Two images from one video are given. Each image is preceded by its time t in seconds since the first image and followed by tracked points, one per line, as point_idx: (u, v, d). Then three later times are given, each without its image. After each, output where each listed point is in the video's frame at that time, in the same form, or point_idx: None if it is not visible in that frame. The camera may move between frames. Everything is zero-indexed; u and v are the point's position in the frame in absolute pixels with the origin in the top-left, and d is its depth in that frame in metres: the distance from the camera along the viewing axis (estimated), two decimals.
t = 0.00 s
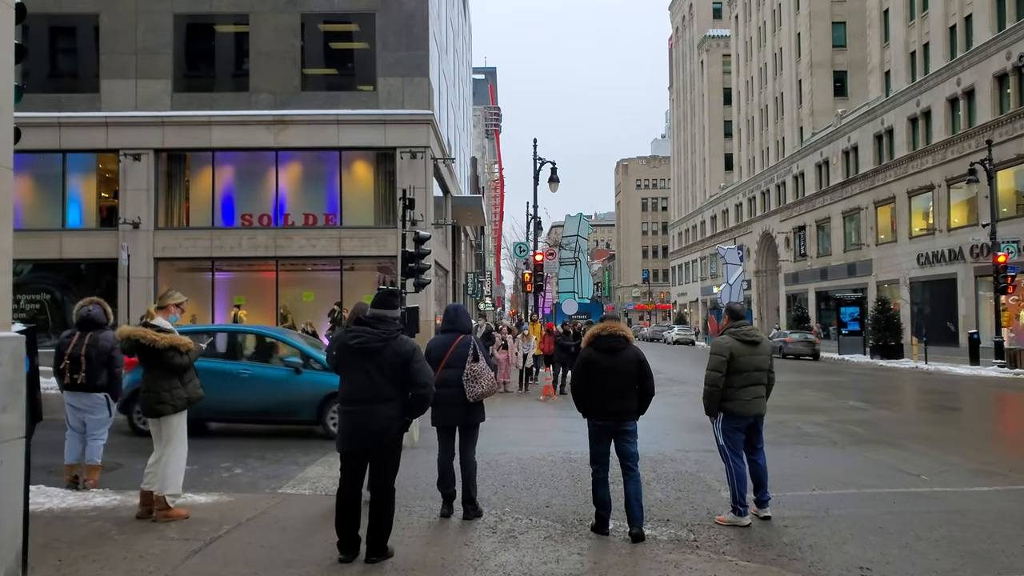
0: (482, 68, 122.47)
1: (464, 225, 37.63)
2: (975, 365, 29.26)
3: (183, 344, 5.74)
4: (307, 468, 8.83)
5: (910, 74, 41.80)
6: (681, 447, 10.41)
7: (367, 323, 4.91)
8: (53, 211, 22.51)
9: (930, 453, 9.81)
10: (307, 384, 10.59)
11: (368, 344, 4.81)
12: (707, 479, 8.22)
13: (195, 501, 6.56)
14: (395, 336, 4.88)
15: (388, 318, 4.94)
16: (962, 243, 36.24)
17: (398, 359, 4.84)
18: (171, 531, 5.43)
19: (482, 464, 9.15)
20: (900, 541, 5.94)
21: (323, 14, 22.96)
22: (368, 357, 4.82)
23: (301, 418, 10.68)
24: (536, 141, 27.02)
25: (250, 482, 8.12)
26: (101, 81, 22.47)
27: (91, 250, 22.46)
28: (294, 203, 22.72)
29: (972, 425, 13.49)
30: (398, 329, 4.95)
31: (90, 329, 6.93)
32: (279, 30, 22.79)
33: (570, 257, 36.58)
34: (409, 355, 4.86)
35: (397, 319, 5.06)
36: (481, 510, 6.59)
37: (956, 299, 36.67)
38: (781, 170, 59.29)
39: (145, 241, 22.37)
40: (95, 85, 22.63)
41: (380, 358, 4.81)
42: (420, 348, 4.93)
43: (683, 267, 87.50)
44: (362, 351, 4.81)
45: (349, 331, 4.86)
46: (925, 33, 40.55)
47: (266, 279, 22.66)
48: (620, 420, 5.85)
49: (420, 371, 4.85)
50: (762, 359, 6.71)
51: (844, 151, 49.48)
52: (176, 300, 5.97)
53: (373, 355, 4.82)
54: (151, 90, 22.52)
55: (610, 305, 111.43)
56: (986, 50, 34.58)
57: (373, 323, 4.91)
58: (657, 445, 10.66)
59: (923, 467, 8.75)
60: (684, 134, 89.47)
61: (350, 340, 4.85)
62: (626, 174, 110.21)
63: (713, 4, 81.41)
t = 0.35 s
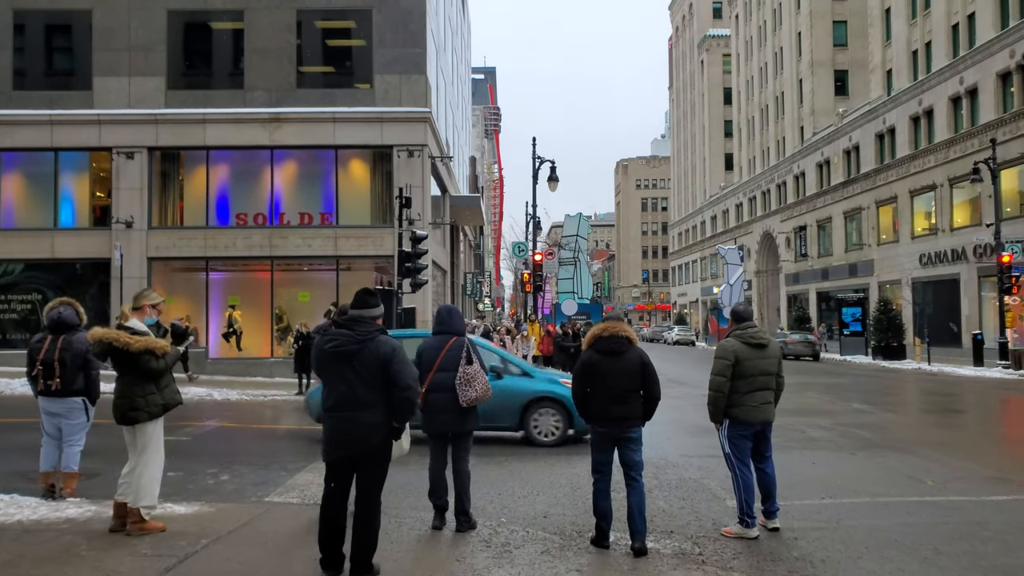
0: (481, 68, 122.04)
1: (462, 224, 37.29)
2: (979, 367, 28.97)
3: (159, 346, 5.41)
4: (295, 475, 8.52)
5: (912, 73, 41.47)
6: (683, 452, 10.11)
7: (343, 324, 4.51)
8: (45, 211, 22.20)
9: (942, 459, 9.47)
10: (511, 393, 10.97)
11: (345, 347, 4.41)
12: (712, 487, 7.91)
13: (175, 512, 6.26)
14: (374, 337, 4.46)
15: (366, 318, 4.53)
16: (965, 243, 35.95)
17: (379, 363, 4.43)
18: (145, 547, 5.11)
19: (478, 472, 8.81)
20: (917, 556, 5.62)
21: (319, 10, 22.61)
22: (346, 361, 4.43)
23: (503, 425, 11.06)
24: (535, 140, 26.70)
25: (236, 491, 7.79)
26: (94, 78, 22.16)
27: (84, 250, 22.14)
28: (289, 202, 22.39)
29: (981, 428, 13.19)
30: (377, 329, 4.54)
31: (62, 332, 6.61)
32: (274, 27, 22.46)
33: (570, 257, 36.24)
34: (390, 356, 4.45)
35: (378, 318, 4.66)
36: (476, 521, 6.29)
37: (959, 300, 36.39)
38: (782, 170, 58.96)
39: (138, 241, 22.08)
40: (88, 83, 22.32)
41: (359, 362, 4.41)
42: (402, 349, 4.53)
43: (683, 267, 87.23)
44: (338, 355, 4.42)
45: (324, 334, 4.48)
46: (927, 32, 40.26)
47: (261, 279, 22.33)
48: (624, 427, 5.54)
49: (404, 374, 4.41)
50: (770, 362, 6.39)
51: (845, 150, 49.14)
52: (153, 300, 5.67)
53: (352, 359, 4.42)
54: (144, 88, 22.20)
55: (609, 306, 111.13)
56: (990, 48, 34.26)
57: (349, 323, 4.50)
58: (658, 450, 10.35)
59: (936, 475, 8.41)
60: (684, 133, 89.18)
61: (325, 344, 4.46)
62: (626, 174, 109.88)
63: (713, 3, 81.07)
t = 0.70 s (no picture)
0: (480, 67, 121.67)
1: (460, 223, 36.96)
2: (982, 367, 28.68)
3: (131, 347, 5.08)
4: (282, 480, 8.22)
5: (914, 71, 41.15)
6: (685, 456, 9.80)
7: (318, 320, 4.20)
8: (37, 209, 21.91)
9: (951, 463, 9.17)
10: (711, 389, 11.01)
11: (319, 346, 4.10)
12: (715, 494, 7.59)
13: (152, 521, 5.95)
14: (350, 334, 4.15)
15: (342, 314, 4.21)
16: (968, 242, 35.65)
17: (357, 362, 4.13)
18: (114, 560, 4.80)
19: (472, 477, 8.51)
20: (934, 569, 5.31)
21: (314, 5, 22.28)
22: (321, 361, 4.12)
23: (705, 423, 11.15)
24: (534, 137, 26.39)
25: (220, 497, 7.49)
26: (86, 74, 21.83)
27: (76, 248, 21.84)
28: (284, 201, 22.12)
29: (990, 430, 12.89)
30: (354, 326, 4.23)
31: (34, 331, 6.29)
32: (269, 22, 22.13)
33: (569, 256, 35.92)
34: (369, 355, 4.14)
35: (356, 314, 4.35)
36: (468, 531, 5.98)
37: (961, 300, 36.09)
38: (782, 169, 58.65)
39: (132, 241, 21.79)
40: (80, 78, 21.99)
41: (334, 362, 4.11)
42: (382, 346, 4.22)
43: (683, 267, 86.93)
44: (313, 353, 4.12)
45: (297, 332, 4.17)
46: (929, 29, 39.96)
47: (256, 278, 22.04)
48: (628, 433, 5.24)
49: (383, 373, 4.11)
50: (777, 364, 6.08)
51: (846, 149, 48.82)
52: (128, 299, 5.36)
53: (327, 358, 4.11)
54: (137, 84, 21.88)
55: (609, 305, 110.78)
56: (993, 45, 33.94)
57: (324, 320, 4.18)
58: (659, 453, 10.05)
59: (947, 480, 8.11)
60: (684, 132, 88.89)
61: (299, 343, 4.15)
62: (626, 173, 109.58)
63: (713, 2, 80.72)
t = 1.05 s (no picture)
0: (480, 67, 121.31)
1: (458, 223, 36.66)
2: (984, 368, 28.37)
3: (100, 351, 4.78)
4: (267, 487, 7.93)
5: (914, 71, 40.88)
6: (685, 461, 9.51)
7: (288, 325, 4.00)
8: (28, 208, 21.61)
9: (960, 468, 8.89)
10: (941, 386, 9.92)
11: (287, 350, 3.90)
12: (718, 502, 7.29)
13: (124, 535, 5.64)
14: (321, 337, 3.95)
15: (313, 316, 4.02)
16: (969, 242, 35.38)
17: (329, 368, 3.92)
18: None
19: (466, 484, 8.21)
20: None
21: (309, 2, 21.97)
22: (291, 367, 3.92)
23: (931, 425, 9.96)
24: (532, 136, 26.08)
25: (204, 506, 7.19)
26: (77, 71, 21.52)
27: (66, 248, 21.53)
28: (279, 200, 21.84)
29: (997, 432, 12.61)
30: (327, 329, 4.01)
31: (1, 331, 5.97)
32: (263, 19, 21.82)
33: (569, 256, 35.62)
34: (342, 359, 3.93)
35: (330, 317, 4.14)
36: (460, 545, 5.70)
37: (962, 300, 35.85)
38: (782, 169, 58.35)
39: (124, 240, 21.49)
40: (72, 75, 21.69)
41: (305, 367, 3.90)
42: (357, 350, 4.01)
43: (682, 267, 86.67)
44: (281, 359, 3.91)
45: (266, 337, 3.97)
46: (930, 28, 39.68)
47: (250, 278, 21.75)
48: (634, 443, 4.96)
49: (357, 378, 3.91)
50: (785, 368, 5.78)
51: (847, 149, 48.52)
52: (100, 301, 5.09)
53: (297, 363, 3.91)
54: (129, 81, 21.58)
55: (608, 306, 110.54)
56: (994, 45, 33.67)
57: (293, 323, 3.98)
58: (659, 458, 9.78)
59: (957, 487, 7.82)
60: (683, 132, 88.60)
61: (268, 349, 3.95)
62: (625, 173, 109.22)
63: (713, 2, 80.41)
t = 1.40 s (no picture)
0: (475, 66, 120.85)
1: (452, 221, 36.33)
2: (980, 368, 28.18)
3: (59, 350, 4.49)
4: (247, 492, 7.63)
5: (910, 69, 40.73)
6: (681, 463, 9.25)
7: (252, 321, 3.76)
8: (11, 205, 21.25)
9: (964, 470, 8.62)
10: None
11: (252, 349, 3.66)
12: (715, 507, 7.01)
13: (90, 545, 5.34)
14: (288, 335, 3.71)
15: (279, 313, 3.78)
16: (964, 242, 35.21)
17: (297, 367, 3.69)
18: None
19: (454, 488, 7.91)
20: None
21: None
22: (256, 367, 3.68)
23: None
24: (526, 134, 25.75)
25: (179, 511, 6.89)
26: (62, 65, 21.19)
27: (50, 245, 21.17)
28: (269, 197, 21.51)
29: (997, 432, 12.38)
30: (295, 326, 3.78)
31: None
32: (253, 14, 21.50)
33: (564, 255, 35.36)
34: (311, 358, 3.69)
35: (298, 313, 3.90)
36: (445, 554, 5.42)
37: (957, 300, 35.70)
38: (777, 169, 58.18)
39: (110, 238, 21.15)
40: (56, 69, 21.35)
41: (271, 367, 3.66)
42: (327, 348, 3.77)
43: (677, 267, 86.51)
44: (245, 358, 3.67)
45: (228, 334, 3.73)
46: (925, 26, 39.49)
47: (240, 277, 21.45)
48: (635, 448, 4.69)
49: (327, 379, 3.68)
50: (786, 366, 5.52)
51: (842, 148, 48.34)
52: (60, 296, 4.82)
53: (262, 363, 3.67)
54: (116, 76, 21.25)
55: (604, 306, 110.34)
56: (990, 43, 33.51)
57: (258, 320, 3.74)
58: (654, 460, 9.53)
59: (961, 490, 7.58)
60: (678, 132, 88.45)
61: (230, 348, 3.71)
62: (620, 172, 108.97)
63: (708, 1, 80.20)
